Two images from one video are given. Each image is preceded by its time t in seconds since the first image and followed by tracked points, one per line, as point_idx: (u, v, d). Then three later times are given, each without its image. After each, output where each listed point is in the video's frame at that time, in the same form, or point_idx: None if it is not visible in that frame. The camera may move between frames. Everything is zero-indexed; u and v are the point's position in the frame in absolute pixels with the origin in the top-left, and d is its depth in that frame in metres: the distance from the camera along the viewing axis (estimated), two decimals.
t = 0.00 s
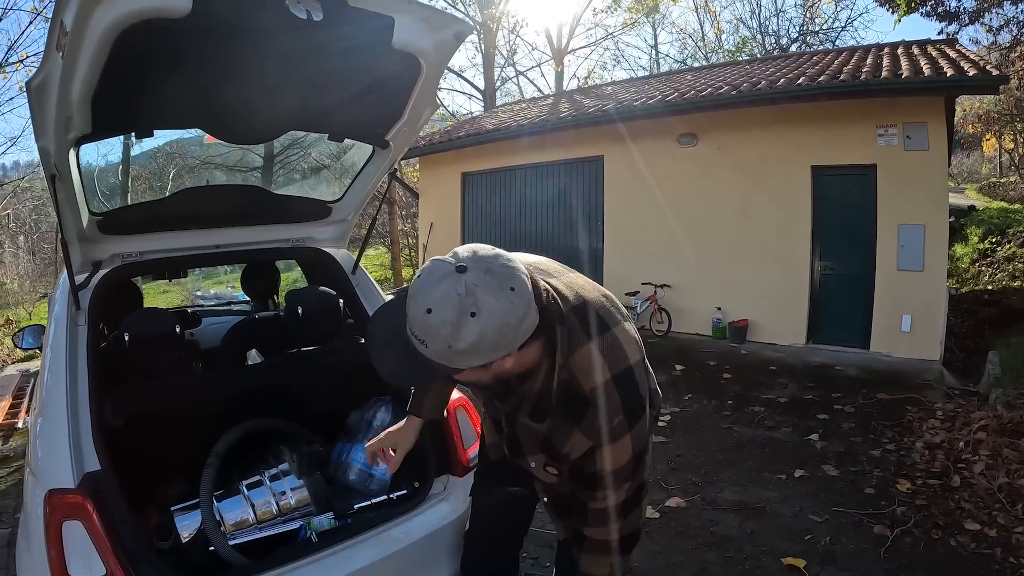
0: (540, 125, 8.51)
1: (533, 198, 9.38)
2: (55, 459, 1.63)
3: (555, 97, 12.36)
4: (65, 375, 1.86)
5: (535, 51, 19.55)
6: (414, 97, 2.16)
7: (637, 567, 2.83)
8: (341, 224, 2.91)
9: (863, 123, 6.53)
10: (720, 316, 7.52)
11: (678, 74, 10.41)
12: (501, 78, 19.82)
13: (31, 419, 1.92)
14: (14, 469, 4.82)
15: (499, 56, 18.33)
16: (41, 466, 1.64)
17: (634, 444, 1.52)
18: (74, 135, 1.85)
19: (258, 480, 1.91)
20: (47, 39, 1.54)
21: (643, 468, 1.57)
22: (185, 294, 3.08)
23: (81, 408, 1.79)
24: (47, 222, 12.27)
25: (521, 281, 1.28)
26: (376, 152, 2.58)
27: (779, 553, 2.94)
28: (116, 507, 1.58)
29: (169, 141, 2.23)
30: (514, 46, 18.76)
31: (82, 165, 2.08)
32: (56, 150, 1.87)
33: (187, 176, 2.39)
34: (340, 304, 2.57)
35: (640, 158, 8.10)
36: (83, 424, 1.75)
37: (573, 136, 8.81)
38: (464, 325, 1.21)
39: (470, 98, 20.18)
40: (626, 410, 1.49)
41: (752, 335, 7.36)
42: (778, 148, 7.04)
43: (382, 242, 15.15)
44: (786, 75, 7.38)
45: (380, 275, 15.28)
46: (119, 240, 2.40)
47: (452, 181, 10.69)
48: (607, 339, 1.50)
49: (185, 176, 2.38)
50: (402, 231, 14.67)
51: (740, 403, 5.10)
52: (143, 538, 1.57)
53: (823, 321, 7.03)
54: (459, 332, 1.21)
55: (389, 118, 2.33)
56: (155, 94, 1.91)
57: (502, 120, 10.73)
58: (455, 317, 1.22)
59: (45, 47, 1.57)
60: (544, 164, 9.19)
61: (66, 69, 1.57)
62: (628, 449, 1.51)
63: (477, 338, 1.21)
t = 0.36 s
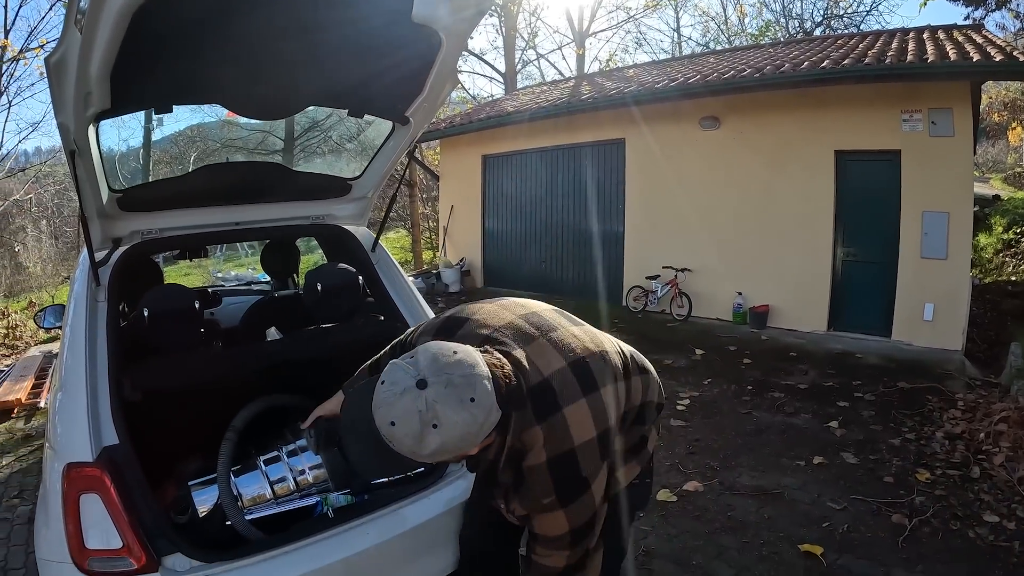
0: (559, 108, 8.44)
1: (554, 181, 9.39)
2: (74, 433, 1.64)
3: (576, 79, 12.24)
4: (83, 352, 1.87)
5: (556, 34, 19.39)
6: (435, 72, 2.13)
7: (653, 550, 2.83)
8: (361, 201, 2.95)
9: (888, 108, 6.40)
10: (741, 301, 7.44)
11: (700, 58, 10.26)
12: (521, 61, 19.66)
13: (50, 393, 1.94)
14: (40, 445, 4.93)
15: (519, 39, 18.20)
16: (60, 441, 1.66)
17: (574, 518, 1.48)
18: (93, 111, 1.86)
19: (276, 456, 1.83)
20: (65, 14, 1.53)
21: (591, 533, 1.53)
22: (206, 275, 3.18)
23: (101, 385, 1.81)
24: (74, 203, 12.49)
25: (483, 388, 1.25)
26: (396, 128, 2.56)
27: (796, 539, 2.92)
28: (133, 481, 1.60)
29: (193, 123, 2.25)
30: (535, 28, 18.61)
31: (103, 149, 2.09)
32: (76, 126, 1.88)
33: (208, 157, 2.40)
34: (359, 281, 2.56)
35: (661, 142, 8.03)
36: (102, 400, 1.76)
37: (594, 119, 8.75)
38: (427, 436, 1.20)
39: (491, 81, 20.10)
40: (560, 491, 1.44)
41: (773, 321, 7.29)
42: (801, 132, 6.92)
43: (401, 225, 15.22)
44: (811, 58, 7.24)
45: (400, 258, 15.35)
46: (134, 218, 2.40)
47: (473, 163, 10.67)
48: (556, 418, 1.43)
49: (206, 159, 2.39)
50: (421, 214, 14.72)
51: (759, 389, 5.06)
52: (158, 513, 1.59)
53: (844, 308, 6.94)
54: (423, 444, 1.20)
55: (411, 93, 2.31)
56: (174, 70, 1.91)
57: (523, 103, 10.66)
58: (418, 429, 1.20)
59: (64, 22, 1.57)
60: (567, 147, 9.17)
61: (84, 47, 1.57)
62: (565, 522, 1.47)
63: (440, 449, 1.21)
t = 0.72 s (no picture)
0: (576, 105, 8.43)
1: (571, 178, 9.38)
2: (90, 423, 1.66)
3: (595, 76, 12.19)
4: (100, 344, 1.89)
5: (575, 30, 19.34)
6: (449, 67, 2.12)
7: (666, 548, 2.81)
8: (377, 196, 2.91)
9: (908, 104, 6.30)
10: (759, 299, 7.38)
11: (719, 54, 10.17)
12: (540, 58, 19.64)
13: (68, 384, 1.97)
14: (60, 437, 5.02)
15: (538, 36, 18.18)
16: (76, 431, 1.68)
17: (585, 410, 1.28)
18: (110, 107, 1.88)
19: (289, 448, 1.92)
20: (81, 12, 1.55)
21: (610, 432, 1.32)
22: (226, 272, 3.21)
23: (117, 376, 1.82)
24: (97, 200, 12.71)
25: (452, 245, 1.25)
26: (411, 123, 2.57)
27: (812, 540, 2.88)
28: (148, 472, 1.62)
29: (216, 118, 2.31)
30: (554, 24, 18.58)
31: (122, 146, 2.16)
32: (93, 122, 1.90)
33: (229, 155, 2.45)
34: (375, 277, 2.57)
35: (678, 139, 7.99)
36: (118, 391, 1.78)
37: (612, 115, 8.72)
38: (395, 280, 1.18)
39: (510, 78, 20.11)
40: (555, 376, 1.27)
41: (791, 320, 7.22)
42: (821, 128, 6.84)
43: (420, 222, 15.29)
44: (831, 54, 7.15)
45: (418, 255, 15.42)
46: (152, 212, 2.42)
47: (490, 161, 10.69)
48: (541, 302, 1.35)
49: (228, 156, 2.45)
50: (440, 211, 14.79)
51: (777, 387, 5.02)
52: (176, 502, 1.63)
53: (863, 307, 6.85)
54: (393, 287, 1.18)
55: (426, 87, 2.31)
56: (190, 67, 1.92)
57: (542, 100, 10.65)
58: (389, 273, 1.19)
59: (80, 20, 1.58)
60: (584, 144, 9.15)
61: (101, 46, 1.58)
62: (572, 413, 1.28)
63: (410, 294, 1.17)
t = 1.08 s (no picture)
0: (592, 108, 8.45)
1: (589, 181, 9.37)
2: (109, 423, 1.70)
3: (613, 79, 12.15)
4: (121, 347, 1.92)
5: (594, 33, 19.33)
6: (465, 76, 2.08)
7: (681, 556, 2.78)
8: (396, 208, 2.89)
9: (929, 106, 6.20)
10: (779, 304, 7.29)
11: (738, 56, 10.09)
12: (559, 61, 19.63)
13: (89, 387, 2.01)
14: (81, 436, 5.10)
15: (557, 38, 18.20)
16: (97, 432, 1.71)
17: (566, 291, 1.26)
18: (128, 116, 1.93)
19: (305, 451, 1.93)
20: (100, 20, 1.63)
21: (592, 324, 1.28)
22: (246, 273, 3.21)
23: (137, 379, 1.85)
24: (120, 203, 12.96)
25: (449, 138, 1.36)
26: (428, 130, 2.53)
27: (828, 549, 2.84)
28: (165, 471, 1.64)
29: (232, 113, 2.35)
30: (573, 27, 18.59)
31: (144, 149, 2.23)
32: (112, 129, 1.97)
33: (249, 157, 2.49)
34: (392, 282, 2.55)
35: (697, 142, 7.96)
36: (138, 392, 1.81)
37: (630, 118, 8.70)
38: (393, 149, 1.27)
39: (529, 80, 20.14)
40: (538, 253, 1.28)
41: (810, 325, 7.14)
42: (841, 130, 6.76)
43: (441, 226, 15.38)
44: (851, 55, 7.08)
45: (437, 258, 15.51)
46: (173, 216, 2.42)
47: (509, 164, 10.71)
48: (530, 208, 1.39)
49: (248, 160, 2.49)
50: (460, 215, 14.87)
51: (795, 393, 4.97)
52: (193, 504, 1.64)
53: (884, 312, 6.76)
54: (390, 153, 1.27)
55: (439, 93, 2.23)
56: (207, 76, 1.96)
57: (560, 103, 10.64)
58: (388, 145, 1.28)
59: (99, 29, 1.65)
60: (602, 147, 9.13)
61: (120, 55, 1.63)
62: (553, 293, 1.25)
63: (404, 159, 1.26)
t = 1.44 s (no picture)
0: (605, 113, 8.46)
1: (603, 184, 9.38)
2: (128, 428, 1.71)
3: (629, 82, 12.13)
4: (140, 352, 1.95)
5: (610, 36, 19.33)
6: (482, 85, 2.15)
7: (696, 562, 2.76)
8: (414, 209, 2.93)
9: (946, 108, 6.13)
10: (796, 308, 7.23)
11: (754, 58, 10.03)
12: (575, 64, 19.66)
13: (108, 391, 2.02)
14: (98, 437, 5.16)
15: (572, 41, 18.21)
16: (115, 436, 1.73)
17: (470, 297, 1.26)
18: (147, 124, 1.94)
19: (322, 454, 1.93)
20: (119, 31, 1.62)
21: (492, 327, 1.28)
22: (264, 276, 3.25)
23: (156, 384, 1.88)
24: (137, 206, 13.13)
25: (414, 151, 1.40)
26: (446, 135, 2.54)
27: (842, 556, 2.82)
28: (184, 474, 1.66)
29: (247, 123, 2.38)
30: (589, 30, 18.60)
31: (162, 153, 2.24)
32: (132, 138, 1.98)
33: (266, 162, 2.54)
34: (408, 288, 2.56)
35: (712, 146, 7.93)
36: (156, 397, 1.83)
37: (644, 121, 8.68)
38: (358, 163, 1.33)
39: (545, 83, 20.17)
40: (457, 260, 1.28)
41: (827, 329, 7.08)
42: (858, 131, 6.71)
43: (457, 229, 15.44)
44: (868, 57, 7.03)
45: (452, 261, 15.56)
46: (192, 222, 2.46)
47: (523, 168, 10.74)
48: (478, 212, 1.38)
49: (264, 165, 2.53)
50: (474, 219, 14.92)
51: (812, 398, 4.92)
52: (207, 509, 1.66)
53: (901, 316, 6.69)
54: (358, 166, 1.32)
55: (459, 102, 2.31)
56: (224, 86, 1.99)
57: (576, 107, 10.65)
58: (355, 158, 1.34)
59: (118, 39, 1.66)
60: (616, 150, 9.13)
61: (137, 63, 1.64)
62: (456, 297, 1.27)
63: (371, 172, 1.31)
